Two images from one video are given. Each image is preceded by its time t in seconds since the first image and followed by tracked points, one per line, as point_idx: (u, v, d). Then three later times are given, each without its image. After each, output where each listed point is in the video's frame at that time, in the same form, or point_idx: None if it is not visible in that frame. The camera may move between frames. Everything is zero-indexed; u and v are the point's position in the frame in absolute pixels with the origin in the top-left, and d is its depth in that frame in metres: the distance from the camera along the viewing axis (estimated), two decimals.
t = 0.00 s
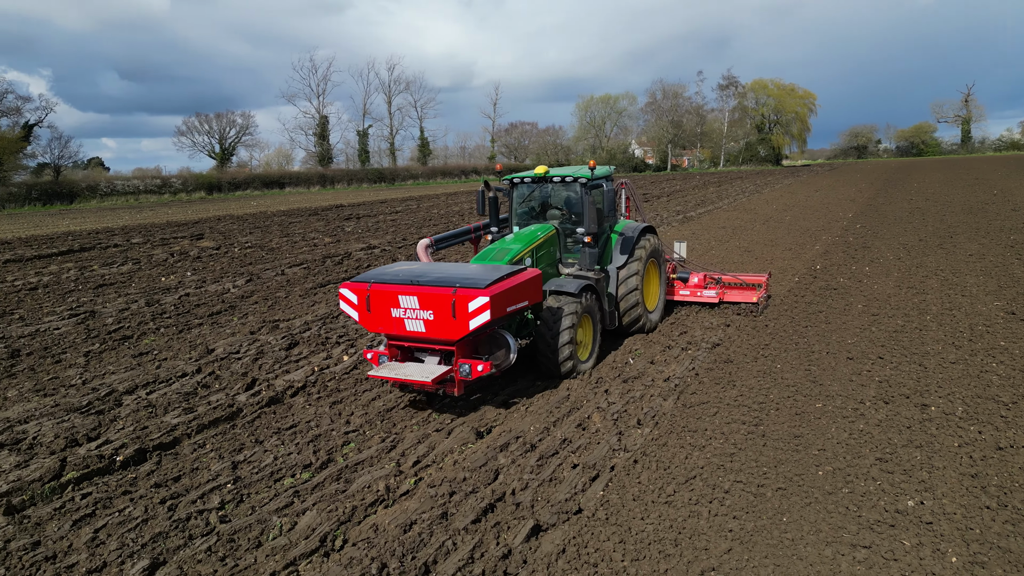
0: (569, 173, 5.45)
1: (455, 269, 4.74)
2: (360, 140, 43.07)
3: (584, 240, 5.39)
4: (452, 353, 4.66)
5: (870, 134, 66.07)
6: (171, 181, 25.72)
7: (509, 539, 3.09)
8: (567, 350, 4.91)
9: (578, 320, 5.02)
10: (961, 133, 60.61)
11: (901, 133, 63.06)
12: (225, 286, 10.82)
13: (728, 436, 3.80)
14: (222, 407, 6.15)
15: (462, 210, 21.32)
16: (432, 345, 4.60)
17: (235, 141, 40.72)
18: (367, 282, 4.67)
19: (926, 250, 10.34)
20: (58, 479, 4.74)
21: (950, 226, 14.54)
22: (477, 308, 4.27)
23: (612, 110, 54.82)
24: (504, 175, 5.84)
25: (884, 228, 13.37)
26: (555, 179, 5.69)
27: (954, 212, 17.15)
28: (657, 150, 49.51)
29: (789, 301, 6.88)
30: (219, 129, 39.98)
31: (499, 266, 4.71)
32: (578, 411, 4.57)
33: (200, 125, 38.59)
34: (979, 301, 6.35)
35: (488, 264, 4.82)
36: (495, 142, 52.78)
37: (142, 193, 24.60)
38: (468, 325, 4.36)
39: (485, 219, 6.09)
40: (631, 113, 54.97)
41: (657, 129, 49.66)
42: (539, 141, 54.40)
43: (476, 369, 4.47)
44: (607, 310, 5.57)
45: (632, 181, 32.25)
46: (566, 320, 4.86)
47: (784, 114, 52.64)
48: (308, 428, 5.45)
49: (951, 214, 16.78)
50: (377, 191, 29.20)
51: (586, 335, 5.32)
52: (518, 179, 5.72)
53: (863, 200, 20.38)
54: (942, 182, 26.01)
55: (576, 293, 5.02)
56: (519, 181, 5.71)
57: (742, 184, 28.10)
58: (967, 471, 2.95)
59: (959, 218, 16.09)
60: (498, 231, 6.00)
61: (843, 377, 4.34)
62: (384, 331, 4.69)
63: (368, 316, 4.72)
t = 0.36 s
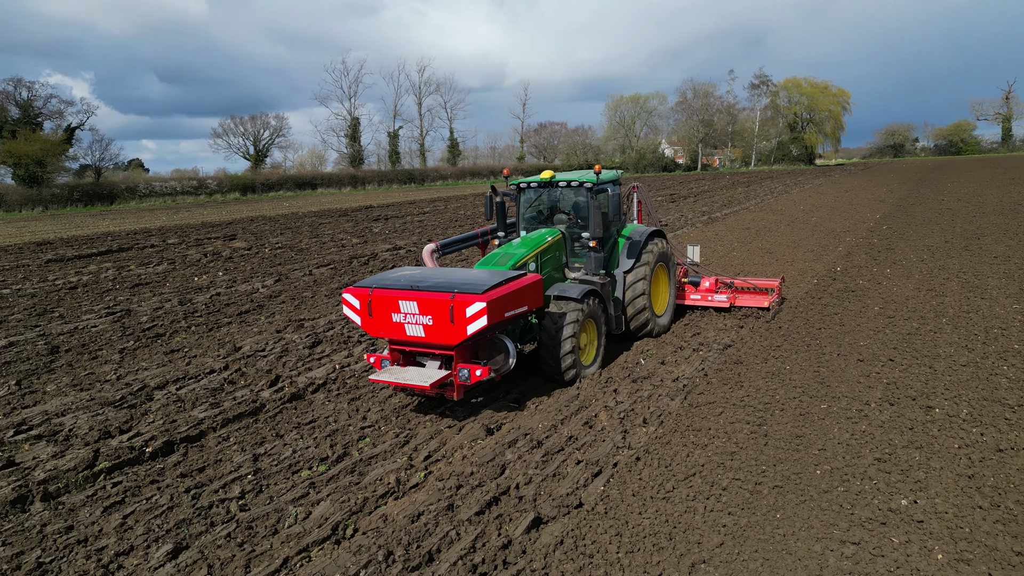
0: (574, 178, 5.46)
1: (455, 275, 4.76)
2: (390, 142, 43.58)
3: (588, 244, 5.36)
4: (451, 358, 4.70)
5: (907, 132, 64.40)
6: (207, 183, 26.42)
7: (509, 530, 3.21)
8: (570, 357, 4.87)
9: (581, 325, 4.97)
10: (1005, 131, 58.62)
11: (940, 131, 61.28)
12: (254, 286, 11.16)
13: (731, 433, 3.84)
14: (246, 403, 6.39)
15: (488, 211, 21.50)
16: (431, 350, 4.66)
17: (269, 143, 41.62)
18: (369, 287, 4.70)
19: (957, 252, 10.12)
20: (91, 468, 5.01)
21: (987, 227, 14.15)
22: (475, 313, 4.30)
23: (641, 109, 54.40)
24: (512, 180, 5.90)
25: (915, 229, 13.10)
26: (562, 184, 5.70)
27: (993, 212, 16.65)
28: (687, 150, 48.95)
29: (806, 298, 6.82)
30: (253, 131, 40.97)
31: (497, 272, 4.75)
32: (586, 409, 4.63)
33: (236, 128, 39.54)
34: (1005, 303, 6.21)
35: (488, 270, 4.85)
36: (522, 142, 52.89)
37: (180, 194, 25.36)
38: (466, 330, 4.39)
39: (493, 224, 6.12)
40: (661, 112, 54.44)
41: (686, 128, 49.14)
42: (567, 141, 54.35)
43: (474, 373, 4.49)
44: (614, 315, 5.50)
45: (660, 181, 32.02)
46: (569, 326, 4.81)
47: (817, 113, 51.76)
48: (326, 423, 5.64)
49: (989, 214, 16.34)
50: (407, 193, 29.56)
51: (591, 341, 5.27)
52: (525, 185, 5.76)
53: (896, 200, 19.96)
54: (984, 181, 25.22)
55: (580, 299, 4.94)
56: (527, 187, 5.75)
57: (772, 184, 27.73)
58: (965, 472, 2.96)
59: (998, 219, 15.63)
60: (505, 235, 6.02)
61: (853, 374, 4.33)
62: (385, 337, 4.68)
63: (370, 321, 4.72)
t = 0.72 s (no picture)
0: (582, 176, 5.40)
1: (459, 272, 4.75)
2: (421, 142, 44.06)
3: (596, 243, 5.30)
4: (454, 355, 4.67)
5: (946, 129, 62.60)
6: (242, 183, 27.12)
7: (515, 510, 3.34)
8: (574, 354, 4.85)
9: (586, 323, 4.94)
10: None
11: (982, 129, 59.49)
12: (284, 282, 11.49)
13: (736, 421, 3.91)
14: (272, 391, 6.63)
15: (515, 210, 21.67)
16: (433, 347, 4.64)
17: (303, 144, 42.49)
18: (373, 284, 4.73)
19: (989, 250, 9.93)
20: (126, 449, 5.28)
21: None
22: (474, 311, 4.28)
23: (672, 108, 53.94)
24: (521, 179, 5.81)
25: (946, 227, 12.86)
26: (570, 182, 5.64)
27: None
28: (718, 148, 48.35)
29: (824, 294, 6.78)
30: (287, 132, 41.87)
31: (502, 270, 4.72)
32: (596, 398, 4.71)
33: (271, 129, 40.46)
34: None
35: (492, 267, 4.83)
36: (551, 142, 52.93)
37: (217, 193, 26.11)
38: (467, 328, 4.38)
39: (502, 223, 6.14)
40: (692, 111, 53.87)
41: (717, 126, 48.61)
42: (595, 140, 54.21)
43: (476, 370, 4.46)
44: (621, 313, 5.46)
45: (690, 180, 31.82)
46: (574, 324, 4.80)
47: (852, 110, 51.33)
48: (347, 410, 5.84)
49: None
50: (436, 192, 29.91)
51: (597, 340, 5.22)
52: (533, 183, 5.70)
53: (930, 198, 19.57)
54: None
55: (585, 297, 4.92)
56: (535, 185, 5.69)
57: (802, 183, 27.37)
58: (964, 461, 2.99)
59: None
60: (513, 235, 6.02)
61: (863, 367, 4.36)
62: (389, 334, 4.74)
63: (374, 318, 4.77)
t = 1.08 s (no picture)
0: (590, 175, 5.45)
1: (464, 270, 4.85)
2: (449, 142, 44.40)
3: (603, 241, 5.34)
4: (456, 351, 4.75)
5: (986, 127, 60.64)
6: (274, 183, 27.75)
7: (524, 491, 3.49)
8: (578, 352, 4.88)
9: (591, 321, 4.97)
10: None
11: None
12: (312, 278, 11.81)
13: (743, 411, 3.98)
14: (299, 380, 6.89)
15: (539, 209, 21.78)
16: (438, 343, 4.73)
17: (333, 145, 43.21)
18: (380, 282, 4.86)
19: (1019, 249, 9.72)
20: (161, 432, 5.57)
21: None
22: (477, 308, 4.36)
23: (700, 107, 53.38)
24: (530, 179, 5.96)
25: (977, 225, 12.59)
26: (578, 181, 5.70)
27: None
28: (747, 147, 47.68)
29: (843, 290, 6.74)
30: (318, 133, 42.65)
31: (506, 268, 4.80)
32: (608, 389, 4.82)
33: (302, 130, 41.21)
34: None
35: (497, 265, 4.90)
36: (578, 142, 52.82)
37: (249, 193, 26.79)
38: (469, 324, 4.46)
39: (511, 222, 6.23)
40: (721, 109, 53.22)
41: (747, 125, 47.96)
42: (622, 139, 53.94)
43: (479, 366, 4.54)
44: (628, 312, 5.49)
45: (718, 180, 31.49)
46: (579, 321, 4.84)
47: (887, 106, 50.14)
48: (368, 399, 6.05)
49: None
50: (462, 193, 30.18)
51: (603, 337, 5.25)
52: (543, 182, 5.78)
53: (962, 197, 19.12)
54: None
55: (590, 294, 4.96)
56: (544, 184, 5.75)
57: (832, 182, 26.90)
58: (965, 451, 3.03)
59: None
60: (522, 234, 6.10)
61: (874, 362, 4.39)
62: (395, 330, 4.85)
63: (381, 315, 4.89)
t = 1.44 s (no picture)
0: (598, 175, 5.50)
1: (469, 270, 4.89)
2: (474, 142, 44.67)
3: (610, 241, 5.38)
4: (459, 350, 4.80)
5: None
6: (302, 183, 28.32)
7: (535, 477, 3.61)
8: (583, 351, 4.89)
9: (597, 321, 4.99)
10: None
11: None
12: (337, 275, 12.10)
13: (753, 405, 4.05)
14: (323, 371, 7.12)
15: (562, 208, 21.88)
16: (442, 341, 4.77)
17: (360, 145, 43.84)
18: (385, 280, 4.93)
19: None
20: (192, 419, 5.83)
21: None
22: (478, 308, 4.40)
23: (727, 106, 52.81)
24: (540, 179, 6.04)
25: (1004, 224, 12.36)
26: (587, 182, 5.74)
27: None
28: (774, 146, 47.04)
29: (861, 288, 6.72)
30: (345, 134, 43.31)
31: (510, 268, 4.83)
32: (621, 383, 4.93)
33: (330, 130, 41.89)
34: None
35: (501, 265, 4.94)
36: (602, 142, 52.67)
37: (278, 192, 27.39)
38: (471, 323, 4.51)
39: (520, 221, 6.29)
40: (748, 108, 52.59)
41: (774, 124, 47.32)
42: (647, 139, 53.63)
43: (481, 365, 4.60)
44: (636, 312, 5.51)
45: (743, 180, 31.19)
46: (583, 321, 4.85)
47: (918, 106, 49.11)
48: (389, 389, 6.22)
49: None
50: (486, 192, 30.43)
51: (609, 336, 5.25)
52: (551, 182, 5.83)
53: (991, 196, 18.72)
54: None
55: (595, 294, 4.98)
56: (553, 184, 5.80)
57: (860, 181, 26.47)
58: (970, 445, 3.08)
59: None
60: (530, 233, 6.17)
61: (886, 359, 4.41)
62: (400, 329, 4.92)
63: (386, 313, 4.96)
